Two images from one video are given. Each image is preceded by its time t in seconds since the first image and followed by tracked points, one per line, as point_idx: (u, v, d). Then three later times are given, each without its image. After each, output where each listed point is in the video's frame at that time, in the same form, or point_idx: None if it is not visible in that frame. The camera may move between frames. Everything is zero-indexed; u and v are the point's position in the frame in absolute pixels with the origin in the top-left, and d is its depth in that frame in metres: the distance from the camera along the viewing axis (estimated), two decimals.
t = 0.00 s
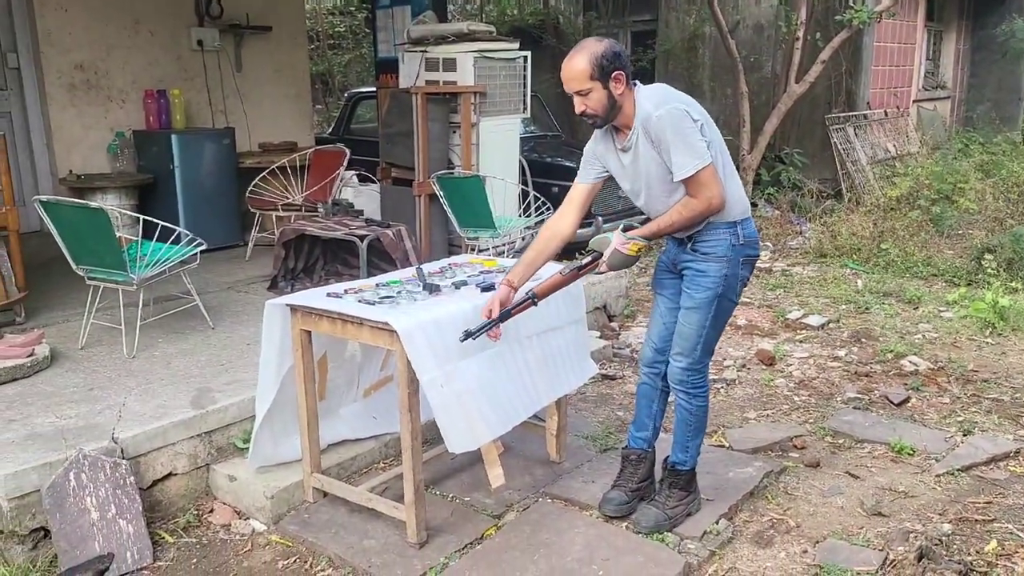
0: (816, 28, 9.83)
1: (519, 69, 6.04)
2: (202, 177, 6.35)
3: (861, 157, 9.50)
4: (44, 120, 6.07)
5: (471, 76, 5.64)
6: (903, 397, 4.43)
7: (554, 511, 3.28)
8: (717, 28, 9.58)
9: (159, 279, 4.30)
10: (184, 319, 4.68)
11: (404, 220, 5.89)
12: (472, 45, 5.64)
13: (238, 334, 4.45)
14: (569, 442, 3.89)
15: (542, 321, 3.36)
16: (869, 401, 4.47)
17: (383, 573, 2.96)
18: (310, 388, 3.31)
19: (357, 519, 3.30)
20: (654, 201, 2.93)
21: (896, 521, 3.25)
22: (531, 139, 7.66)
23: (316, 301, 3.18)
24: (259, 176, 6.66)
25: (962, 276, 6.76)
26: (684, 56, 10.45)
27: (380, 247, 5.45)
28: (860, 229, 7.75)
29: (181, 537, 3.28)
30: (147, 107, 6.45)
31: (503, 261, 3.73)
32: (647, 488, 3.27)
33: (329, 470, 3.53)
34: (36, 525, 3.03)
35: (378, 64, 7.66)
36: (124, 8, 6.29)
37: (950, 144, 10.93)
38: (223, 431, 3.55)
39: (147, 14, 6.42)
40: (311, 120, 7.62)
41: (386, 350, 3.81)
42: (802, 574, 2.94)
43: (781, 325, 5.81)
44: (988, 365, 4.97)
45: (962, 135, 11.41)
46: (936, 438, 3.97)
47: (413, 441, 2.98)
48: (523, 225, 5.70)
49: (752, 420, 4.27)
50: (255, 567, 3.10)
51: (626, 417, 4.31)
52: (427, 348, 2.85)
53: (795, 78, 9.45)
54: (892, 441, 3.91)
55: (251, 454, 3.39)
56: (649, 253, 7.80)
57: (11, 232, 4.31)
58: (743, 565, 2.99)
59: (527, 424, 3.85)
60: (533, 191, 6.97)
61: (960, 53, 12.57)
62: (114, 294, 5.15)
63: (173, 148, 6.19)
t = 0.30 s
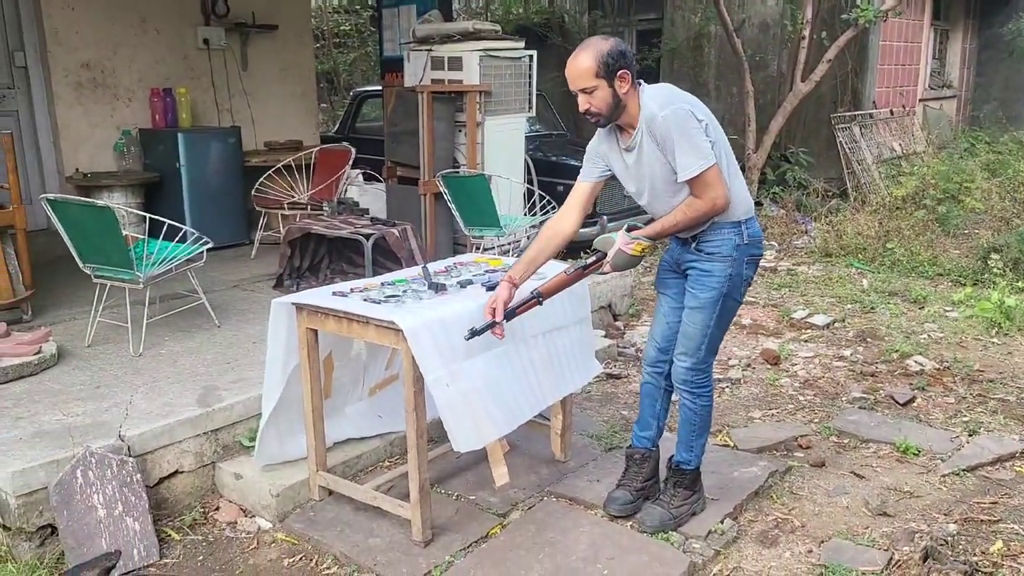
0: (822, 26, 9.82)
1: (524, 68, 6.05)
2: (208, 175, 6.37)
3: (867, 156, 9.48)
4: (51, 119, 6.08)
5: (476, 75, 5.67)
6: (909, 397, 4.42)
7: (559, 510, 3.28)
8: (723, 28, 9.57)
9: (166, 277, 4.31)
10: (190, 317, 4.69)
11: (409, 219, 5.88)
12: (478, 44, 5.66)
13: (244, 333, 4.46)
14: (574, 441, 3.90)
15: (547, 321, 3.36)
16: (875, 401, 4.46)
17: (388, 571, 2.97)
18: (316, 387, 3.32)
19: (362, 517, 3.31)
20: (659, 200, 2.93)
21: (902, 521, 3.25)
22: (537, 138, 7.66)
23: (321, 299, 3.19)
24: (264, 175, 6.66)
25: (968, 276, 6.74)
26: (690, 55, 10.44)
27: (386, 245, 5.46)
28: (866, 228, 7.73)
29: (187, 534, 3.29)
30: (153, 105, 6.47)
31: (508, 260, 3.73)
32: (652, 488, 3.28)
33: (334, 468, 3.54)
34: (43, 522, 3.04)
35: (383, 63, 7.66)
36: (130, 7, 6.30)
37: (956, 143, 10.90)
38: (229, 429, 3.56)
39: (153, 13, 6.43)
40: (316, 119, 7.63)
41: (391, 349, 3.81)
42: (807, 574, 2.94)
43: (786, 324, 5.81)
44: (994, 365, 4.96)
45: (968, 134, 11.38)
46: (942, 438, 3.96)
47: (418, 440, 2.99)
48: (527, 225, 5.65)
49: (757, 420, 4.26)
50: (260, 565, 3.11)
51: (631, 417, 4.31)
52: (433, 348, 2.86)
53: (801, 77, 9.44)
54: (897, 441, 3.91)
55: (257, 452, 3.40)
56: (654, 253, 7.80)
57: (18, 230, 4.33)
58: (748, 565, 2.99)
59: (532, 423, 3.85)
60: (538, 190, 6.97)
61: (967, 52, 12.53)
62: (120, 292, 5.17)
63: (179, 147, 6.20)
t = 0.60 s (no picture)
0: (829, 23, 9.79)
1: (530, 64, 6.06)
2: (215, 171, 6.38)
3: (874, 152, 9.45)
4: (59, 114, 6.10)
5: (482, 70, 5.64)
6: (915, 393, 4.41)
7: (565, 506, 3.29)
8: (729, 24, 9.54)
9: (173, 273, 4.32)
10: (197, 312, 4.71)
11: (416, 216, 5.87)
12: (484, 40, 5.64)
13: (250, 328, 4.48)
14: (579, 437, 3.90)
15: (552, 318, 3.37)
16: (881, 398, 4.45)
17: (394, 566, 2.98)
18: (322, 382, 3.33)
19: (368, 512, 3.32)
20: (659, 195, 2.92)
21: (907, 518, 3.25)
22: (543, 134, 7.65)
23: (328, 295, 3.21)
24: (270, 170, 6.67)
25: (975, 273, 6.73)
26: (696, 51, 10.42)
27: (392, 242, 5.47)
28: (873, 225, 7.72)
29: (194, 528, 3.31)
30: (160, 101, 6.47)
31: (514, 256, 3.73)
32: (657, 484, 3.29)
33: (341, 463, 3.55)
34: (51, 515, 3.06)
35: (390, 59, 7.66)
36: (137, 3, 6.31)
37: (964, 140, 10.86)
38: (235, 424, 3.57)
39: (160, 9, 6.44)
40: (323, 115, 7.64)
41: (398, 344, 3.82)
42: (812, 570, 2.94)
43: (792, 321, 5.80)
44: (1000, 363, 4.95)
45: (976, 131, 11.34)
46: (948, 435, 3.96)
47: (425, 435, 3.00)
48: (533, 222, 5.69)
49: (763, 417, 4.26)
50: (267, 559, 3.12)
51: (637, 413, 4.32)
52: (439, 344, 2.86)
53: (808, 74, 9.41)
54: (903, 439, 3.90)
55: (263, 447, 3.41)
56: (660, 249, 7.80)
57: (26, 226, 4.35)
58: (754, 561, 2.99)
59: (537, 419, 3.85)
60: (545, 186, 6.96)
61: (975, 48, 12.48)
62: (128, 288, 5.19)
63: (185, 143, 6.21)
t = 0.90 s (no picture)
0: (835, 18, 9.76)
1: (535, 59, 6.02)
2: (219, 167, 6.39)
3: (879, 148, 9.42)
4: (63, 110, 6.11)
5: (486, 65, 5.60)
6: (920, 390, 4.40)
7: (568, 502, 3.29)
8: (734, 19, 9.52)
9: (177, 268, 4.33)
10: (202, 307, 4.71)
11: (420, 212, 5.88)
12: (488, 35, 5.60)
13: (255, 323, 4.48)
14: (583, 433, 3.90)
15: (554, 314, 3.36)
16: (885, 394, 4.45)
17: (397, 560, 2.98)
18: (326, 377, 3.34)
19: (372, 507, 3.32)
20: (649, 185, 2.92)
21: (912, 515, 3.24)
22: (547, 130, 7.65)
23: (332, 290, 3.21)
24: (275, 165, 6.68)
25: (980, 269, 6.71)
26: (701, 47, 10.41)
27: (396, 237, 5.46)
28: (878, 222, 7.70)
29: (198, 523, 3.32)
30: (165, 97, 6.48)
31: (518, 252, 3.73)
32: (627, 505, 3.12)
33: (344, 457, 3.56)
34: (56, 509, 3.07)
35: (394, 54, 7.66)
36: None
37: (970, 137, 10.82)
38: (239, 419, 3.58)
39: (165, 4, 6.44)
40: (327, 110, 7.64)
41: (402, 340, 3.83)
42: (816, 566, 2.94)
43: (796, 318, 5.79)
44: (1006, 359, 4.93)
45: (982, 127, 11.30)
46: (952, 432, 3.95)
47: (428, 430, 3.00)
48: (537, 218, 5.65)
49: (766, 413, 4.26)
50: (271, 553, 3.13)
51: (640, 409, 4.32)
52: (443, 339, 2.86)
53: (813, 69, 9.38)
54: (907, 435, 3.90)
55: (267, 441, 3.42)
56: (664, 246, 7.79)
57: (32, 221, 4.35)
58: (757, 557, 2.99)
59: (541, 415, 3.86)
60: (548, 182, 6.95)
61: (982, 44, 12.44)
62: (132, 283, 5.20)
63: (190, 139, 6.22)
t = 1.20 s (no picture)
0: (838, 18, 9.75)
1: (538, 60, 6.02)
2: (222, 167, 6.41)
3: (882, 149, 9.41)
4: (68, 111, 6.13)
5: (490, 66, 5.60)
6: (923, 391, 4.40)
7: (571, 502, 3.30)
8: (738, 20, 9.52)
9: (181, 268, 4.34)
10: (206, 307, 4.73)
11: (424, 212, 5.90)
12: (492, 36, 5.60)
13: (259, 323, 4.50)
14: (586, 433, 3.91)
15: (556, 314, 3.36)
16: (889, 395, 4.44)
17: (400, 560, 2.99)
18: (329, 377, 3.35)
19: (375, 507, 3.33)
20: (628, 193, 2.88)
21: (915, 516, 3.24)
22: (550, 131, 7.65)
23: (335, 290, 3.22)
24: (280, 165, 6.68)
25: (984, 270, 6.70)
26: (704, 47, 10.41)
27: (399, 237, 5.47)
28: (881, 222, 7.71)
29: (202, 522, 3.33)
30: (169, 97, 6.47)
31: (521, 253, 3.73)
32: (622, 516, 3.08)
33: (348, 457, 3.56)
34: (61, 509, 3.08)
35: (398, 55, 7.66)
36: None
37: (973, 137, 10.81)
38: (243, 419, 3.59)
39: (169, 5, 6.46)
40: (330, 111, 7.65)
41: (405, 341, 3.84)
42: (819, 567, 2.94)
43: (799, 318, 5.79)
44: (1009, 360, 4.93)
45: (985, 128, 11.29)
46: (956, 433, 3.95)
47: (432, 430, 3.00)
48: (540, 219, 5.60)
49: (769, 413, 4.26)
50: (274, 553, 3.13)
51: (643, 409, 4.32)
52: (446, 339, 2.87)
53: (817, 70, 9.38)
54: (911, 436, 3.89)
55: (272, 441, 3.43)
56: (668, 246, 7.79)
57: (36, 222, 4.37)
58: (760, 558, 2.99)
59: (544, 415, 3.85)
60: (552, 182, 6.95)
61: (986, 44, 12.43)
62: (136, 283, 5.21)
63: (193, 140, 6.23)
